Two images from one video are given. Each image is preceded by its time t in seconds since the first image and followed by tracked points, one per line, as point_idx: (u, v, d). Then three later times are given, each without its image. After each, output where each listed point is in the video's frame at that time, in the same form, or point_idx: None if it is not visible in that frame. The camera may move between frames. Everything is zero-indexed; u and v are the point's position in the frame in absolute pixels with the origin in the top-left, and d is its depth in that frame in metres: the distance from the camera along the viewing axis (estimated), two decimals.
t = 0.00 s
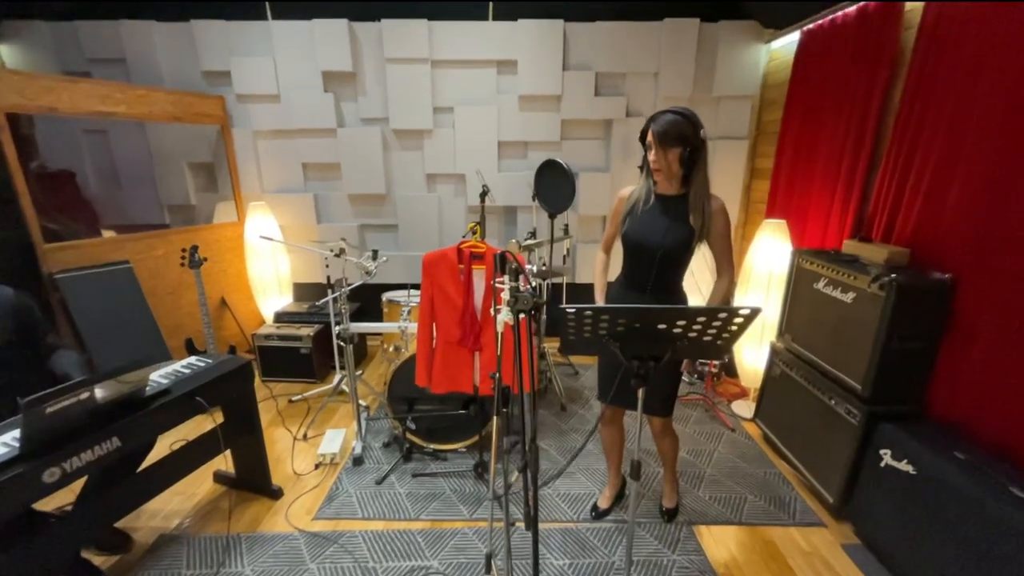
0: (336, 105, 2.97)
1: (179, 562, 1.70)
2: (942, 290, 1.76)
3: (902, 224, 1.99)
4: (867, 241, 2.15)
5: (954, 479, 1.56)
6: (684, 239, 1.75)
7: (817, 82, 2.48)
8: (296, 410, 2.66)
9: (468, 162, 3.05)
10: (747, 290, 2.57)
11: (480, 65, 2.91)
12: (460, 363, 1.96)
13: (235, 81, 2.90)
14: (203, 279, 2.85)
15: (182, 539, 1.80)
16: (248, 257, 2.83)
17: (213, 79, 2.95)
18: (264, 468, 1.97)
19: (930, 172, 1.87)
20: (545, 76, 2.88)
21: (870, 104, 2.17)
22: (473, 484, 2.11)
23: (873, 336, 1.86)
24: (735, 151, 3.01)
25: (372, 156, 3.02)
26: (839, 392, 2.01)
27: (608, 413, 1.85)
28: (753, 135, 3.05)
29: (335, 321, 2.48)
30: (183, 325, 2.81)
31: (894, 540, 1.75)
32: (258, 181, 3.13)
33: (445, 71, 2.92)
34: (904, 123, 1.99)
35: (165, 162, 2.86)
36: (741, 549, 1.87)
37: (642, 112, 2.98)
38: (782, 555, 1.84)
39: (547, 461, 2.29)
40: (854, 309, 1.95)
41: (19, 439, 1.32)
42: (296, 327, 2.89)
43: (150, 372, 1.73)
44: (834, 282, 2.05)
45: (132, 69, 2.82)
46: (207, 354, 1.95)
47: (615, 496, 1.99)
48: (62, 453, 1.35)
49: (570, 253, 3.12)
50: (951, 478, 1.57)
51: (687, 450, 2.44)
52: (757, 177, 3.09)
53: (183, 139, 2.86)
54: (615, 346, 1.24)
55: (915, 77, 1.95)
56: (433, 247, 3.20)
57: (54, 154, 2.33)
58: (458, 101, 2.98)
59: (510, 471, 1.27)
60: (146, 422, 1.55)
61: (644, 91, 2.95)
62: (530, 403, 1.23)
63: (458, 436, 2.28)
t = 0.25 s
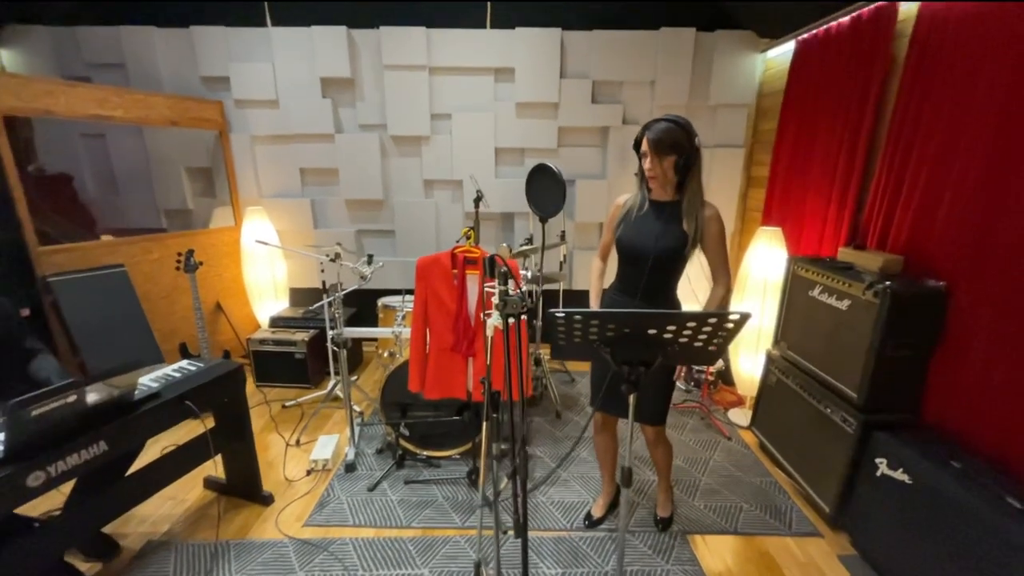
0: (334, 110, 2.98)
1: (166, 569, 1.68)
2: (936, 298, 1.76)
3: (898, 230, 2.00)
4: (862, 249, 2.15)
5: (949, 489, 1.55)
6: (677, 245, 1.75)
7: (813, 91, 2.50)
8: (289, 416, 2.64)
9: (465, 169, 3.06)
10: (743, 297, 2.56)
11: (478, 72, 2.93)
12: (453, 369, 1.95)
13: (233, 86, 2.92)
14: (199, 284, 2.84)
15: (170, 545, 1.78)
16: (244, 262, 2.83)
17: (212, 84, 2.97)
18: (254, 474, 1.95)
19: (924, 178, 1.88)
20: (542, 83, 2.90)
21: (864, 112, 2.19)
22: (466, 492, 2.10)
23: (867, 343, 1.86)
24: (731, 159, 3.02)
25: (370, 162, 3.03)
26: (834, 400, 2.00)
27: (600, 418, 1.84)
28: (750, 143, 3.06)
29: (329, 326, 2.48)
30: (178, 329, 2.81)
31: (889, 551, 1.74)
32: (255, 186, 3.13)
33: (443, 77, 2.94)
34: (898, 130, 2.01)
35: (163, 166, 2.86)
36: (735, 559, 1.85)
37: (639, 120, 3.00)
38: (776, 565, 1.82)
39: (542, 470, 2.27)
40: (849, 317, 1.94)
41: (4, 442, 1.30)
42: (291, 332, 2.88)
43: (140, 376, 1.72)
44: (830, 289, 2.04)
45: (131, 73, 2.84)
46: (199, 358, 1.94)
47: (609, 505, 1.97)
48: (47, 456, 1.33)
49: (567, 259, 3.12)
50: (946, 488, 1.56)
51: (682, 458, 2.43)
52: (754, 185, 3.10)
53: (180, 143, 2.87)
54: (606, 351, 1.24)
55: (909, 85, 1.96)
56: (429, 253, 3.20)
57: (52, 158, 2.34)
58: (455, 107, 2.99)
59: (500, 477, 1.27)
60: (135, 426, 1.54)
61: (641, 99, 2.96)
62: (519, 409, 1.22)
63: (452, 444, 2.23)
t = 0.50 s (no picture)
0: (339, 114, 3.01)
1: (162, 567, 1.69)
2: (941, 305, 1.74)
3: (904, 235, 1.97)
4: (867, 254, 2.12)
5: (954, 500, 1.51)
6: (677, 249, 1.74)
7: (818, 96, 2.48)
8: (290, 417, 2.65)
9: (469, 172, 3.07)
10: (746, 303, 2.53)
11: (482, 77, 2.94)
12: (452, 371, 1.95)
13: (241, 90, 2.96)
14: (204, 285, 2.87)
15: (167, 544, 1.79)
16: (249, 264, 2.85)
17: (220, 88, 3.02)
18: (253, 474, 1.96)
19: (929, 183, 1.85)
20: (546, 88, 2.91)
21: (870, 117, 2.17)
22: (464, 495, 2.09)
23: (871, 351, 1.83)
24: (737, 164, 3.00)
25: (374, 165, 3.05)
26: (838, 408, 1.97)
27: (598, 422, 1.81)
28: (755, 148, 3.04)
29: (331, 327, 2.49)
30: (183, 329, 2.83)
31: (893, 563, 1.70)
32: (261, 188, 3.17)
33: (447, 82, 2.95)
34: (904, 136, 1.99)
35: (172, 168, 2.90)
36: (735, 568, 1.82)
37: (643, 125, 2.99)
38: None
39: (541, 475, 2.25)
40: (853, 323, 1.92)
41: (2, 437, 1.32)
42: (294, 334, 2.90)
43: (139, 374, 1.73)
44: (833, 295, 2.02)
45: (142, 77, 2.89)
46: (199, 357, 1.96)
47: (607, 511, 1.95)
48: (44, 453, 1.34)
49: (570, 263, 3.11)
50: (951, 499, 1.53)
51: (683, 465, 2.40)
52: (759, 190, 3.08)
53: (189, 146, 2.91)
54: (600, 354, 1.24)
55: (914, 90, 1.95)
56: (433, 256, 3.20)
57: (62, 159, 2.37)
58: (460, 111, 3.00)
59: (492, 480, 1.27)
60: (134, 423, 1.55)
61: (645, 103, 2.96)
62: (512, 412, 1.22)
63: (452, 447, 2.22)
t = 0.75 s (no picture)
0: (339, 118, 3.02)
1: (156, 570, 1.69)
2: (942, 307, 1.71)
3: (904, 236, 1.94)
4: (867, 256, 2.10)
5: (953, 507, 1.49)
6: (673, 249, 1.72)
7: (818, 98, 2.47)
8: (288, 420, 2.65)
9: (468, 175, 3.06)
10: (746, 306, 2.49)
11: (481, 80, 2.95)
12: (446, 374, 1.95)
13: (242, 94, 2.98)
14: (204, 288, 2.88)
15: (161, 546, 1.79)
16: (249, 266, 2.86)
17: (222, 92, 3.03)
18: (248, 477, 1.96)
19: (929, 185, 1.83)
20: (545, 90, 2.91)
21: (870, 119, 2.15)
22: (459, 499, 2.08)
23: (871, 353, 1.80)
24: (737, 166, 2.99)
25: (374, 168, 3.06)
26: (838, 412, 1.94)
27: (594, 427, 1.80)
28: (756, 150, 3.03)
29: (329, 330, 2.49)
30: (183, 332, 2.85)
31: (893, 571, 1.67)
32: (261, 192, 3.18)
33: (447, 85, 2.96)
34: (903, 137, 1.97)
35: (173, 173, 2.92)
36: None
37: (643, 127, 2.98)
38: None
39: (538, 479, 2.24)
40: (852, 325, 1.89)
41: None
42: (293, 337, 2.91)
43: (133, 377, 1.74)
44: (833, 297, 2.00)
45: (145, 82, 2.92)
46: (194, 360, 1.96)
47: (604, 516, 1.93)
48: (35, 455, 1.36)
49: (569, 266, 3.10)
50: (951, 505, 1.50)
51: (682, 470, 2.37)
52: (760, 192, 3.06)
53: (190, 150, 2.93)
54: (591, 356, 1.24)
55: (914, 91, 1.93)
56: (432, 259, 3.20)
57: (64, 164, 2.40)
58: (459, 115, 3.01)
59: (481, 483, 1.26)
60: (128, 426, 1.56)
61: (645, 106, 2.95)
62: (501, 414, 1.22)
63: (449, 450, 2.23)
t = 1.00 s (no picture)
0: (335, 120, 3.02)
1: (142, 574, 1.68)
2: (938, 309, 1.69)
3: (899, 238, 1.93)
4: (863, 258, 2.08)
5: (949, 513, 1.47)
6: (665, 250, 1.69)
7: (814, 100, 2.46)
8: (281, 422, 2.64)
9: (464, 177, 3.05)
10: (741, 309, 2.47)
11: (477, 82, 2.94)
12: (437, 375, 1.94)
13: (238, 96, 2.98)
14: (197, 289, 2.87)
15: (149, 550, 1.78)
16: (244, 267, 2.84)
17: (218, 94, 3.03)
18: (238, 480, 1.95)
19: (924, 187, 1.82)
20: (540, 92, 2.90)
21: (865, 120, 2.14)
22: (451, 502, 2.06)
23: (866, 356, 1.78)
24: (734, 169, 2.97)
25: (370, 170, 3.05)
26: (833, 415, 1.92)
27: (587, 432, 1.78)
28: (752, 152, 3.02)
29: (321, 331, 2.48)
30: (176, 334, 2.84)
31: None
32: (257, 193, 3.18)
33: (442, 87, 2.96)
34: (898, 139, 1.96)
35: (169, 174, 2.92)
36: None
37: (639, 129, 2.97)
38: None
39: (531, 481, 2.22)
40: (847, 328, 1.88)
41: None
42: (287, 339, 2.90)
43: (120, 378, 1.73)
44: (828, 300, 1.98)
45: (141, 83, 2.92)
46: (184, 361, 1.96)
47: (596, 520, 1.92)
48: (18, 456, 1.35)
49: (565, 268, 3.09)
50: (947, 510, 1.48)
51: (676, 473, 2.35)
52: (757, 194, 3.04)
53: (186, 151, 2.93)
54: (578, 358, 1.23)
55: (909, 93, 1.92)
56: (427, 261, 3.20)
57: (58, 165, 2.40)
58: (455, 117, 3.00)
59: (466, 486, 1.25)
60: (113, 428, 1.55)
61: (641, 108, 2.94)
62: (486, 415, 1.22)
63: (442, 452, 2.24)
